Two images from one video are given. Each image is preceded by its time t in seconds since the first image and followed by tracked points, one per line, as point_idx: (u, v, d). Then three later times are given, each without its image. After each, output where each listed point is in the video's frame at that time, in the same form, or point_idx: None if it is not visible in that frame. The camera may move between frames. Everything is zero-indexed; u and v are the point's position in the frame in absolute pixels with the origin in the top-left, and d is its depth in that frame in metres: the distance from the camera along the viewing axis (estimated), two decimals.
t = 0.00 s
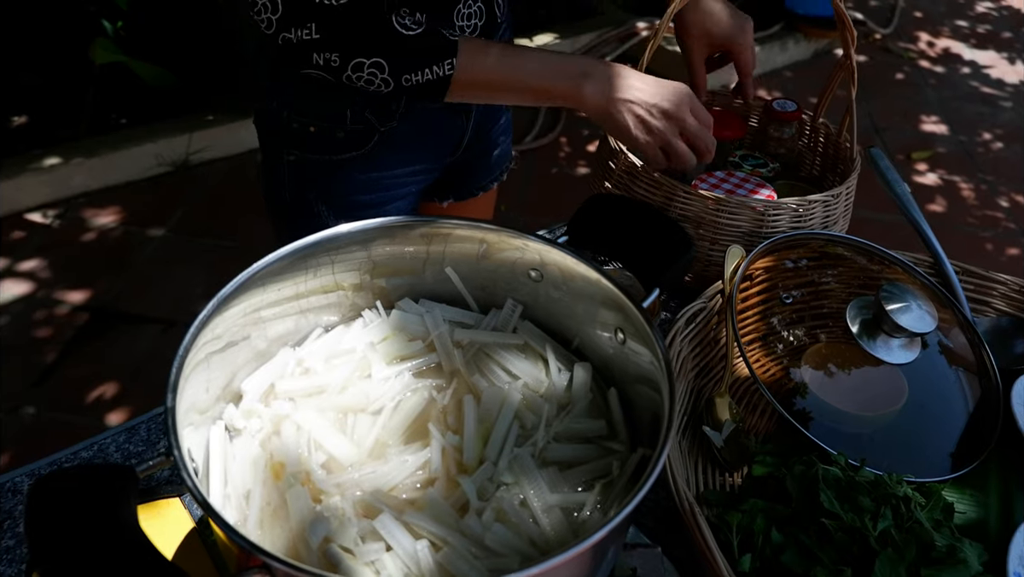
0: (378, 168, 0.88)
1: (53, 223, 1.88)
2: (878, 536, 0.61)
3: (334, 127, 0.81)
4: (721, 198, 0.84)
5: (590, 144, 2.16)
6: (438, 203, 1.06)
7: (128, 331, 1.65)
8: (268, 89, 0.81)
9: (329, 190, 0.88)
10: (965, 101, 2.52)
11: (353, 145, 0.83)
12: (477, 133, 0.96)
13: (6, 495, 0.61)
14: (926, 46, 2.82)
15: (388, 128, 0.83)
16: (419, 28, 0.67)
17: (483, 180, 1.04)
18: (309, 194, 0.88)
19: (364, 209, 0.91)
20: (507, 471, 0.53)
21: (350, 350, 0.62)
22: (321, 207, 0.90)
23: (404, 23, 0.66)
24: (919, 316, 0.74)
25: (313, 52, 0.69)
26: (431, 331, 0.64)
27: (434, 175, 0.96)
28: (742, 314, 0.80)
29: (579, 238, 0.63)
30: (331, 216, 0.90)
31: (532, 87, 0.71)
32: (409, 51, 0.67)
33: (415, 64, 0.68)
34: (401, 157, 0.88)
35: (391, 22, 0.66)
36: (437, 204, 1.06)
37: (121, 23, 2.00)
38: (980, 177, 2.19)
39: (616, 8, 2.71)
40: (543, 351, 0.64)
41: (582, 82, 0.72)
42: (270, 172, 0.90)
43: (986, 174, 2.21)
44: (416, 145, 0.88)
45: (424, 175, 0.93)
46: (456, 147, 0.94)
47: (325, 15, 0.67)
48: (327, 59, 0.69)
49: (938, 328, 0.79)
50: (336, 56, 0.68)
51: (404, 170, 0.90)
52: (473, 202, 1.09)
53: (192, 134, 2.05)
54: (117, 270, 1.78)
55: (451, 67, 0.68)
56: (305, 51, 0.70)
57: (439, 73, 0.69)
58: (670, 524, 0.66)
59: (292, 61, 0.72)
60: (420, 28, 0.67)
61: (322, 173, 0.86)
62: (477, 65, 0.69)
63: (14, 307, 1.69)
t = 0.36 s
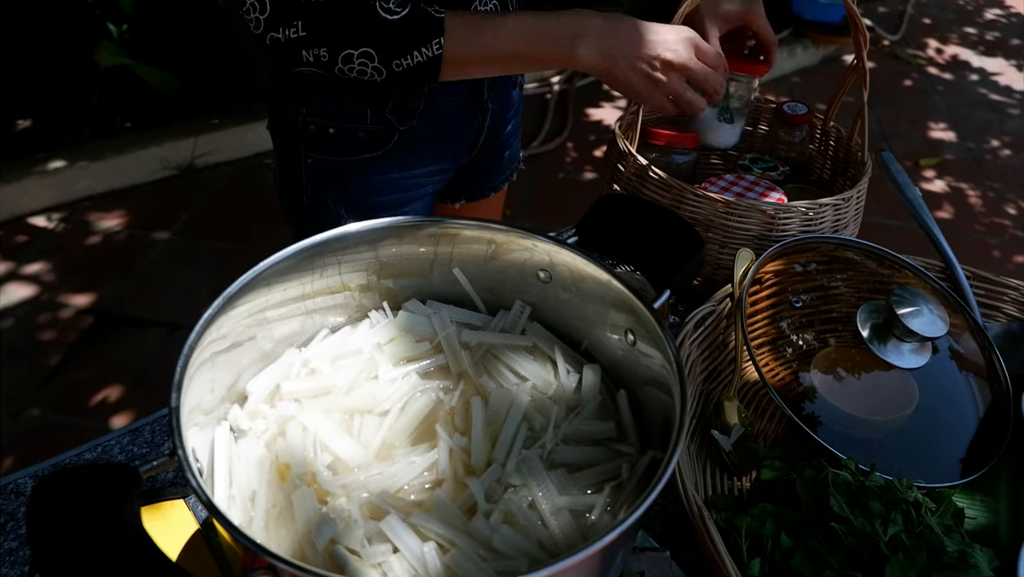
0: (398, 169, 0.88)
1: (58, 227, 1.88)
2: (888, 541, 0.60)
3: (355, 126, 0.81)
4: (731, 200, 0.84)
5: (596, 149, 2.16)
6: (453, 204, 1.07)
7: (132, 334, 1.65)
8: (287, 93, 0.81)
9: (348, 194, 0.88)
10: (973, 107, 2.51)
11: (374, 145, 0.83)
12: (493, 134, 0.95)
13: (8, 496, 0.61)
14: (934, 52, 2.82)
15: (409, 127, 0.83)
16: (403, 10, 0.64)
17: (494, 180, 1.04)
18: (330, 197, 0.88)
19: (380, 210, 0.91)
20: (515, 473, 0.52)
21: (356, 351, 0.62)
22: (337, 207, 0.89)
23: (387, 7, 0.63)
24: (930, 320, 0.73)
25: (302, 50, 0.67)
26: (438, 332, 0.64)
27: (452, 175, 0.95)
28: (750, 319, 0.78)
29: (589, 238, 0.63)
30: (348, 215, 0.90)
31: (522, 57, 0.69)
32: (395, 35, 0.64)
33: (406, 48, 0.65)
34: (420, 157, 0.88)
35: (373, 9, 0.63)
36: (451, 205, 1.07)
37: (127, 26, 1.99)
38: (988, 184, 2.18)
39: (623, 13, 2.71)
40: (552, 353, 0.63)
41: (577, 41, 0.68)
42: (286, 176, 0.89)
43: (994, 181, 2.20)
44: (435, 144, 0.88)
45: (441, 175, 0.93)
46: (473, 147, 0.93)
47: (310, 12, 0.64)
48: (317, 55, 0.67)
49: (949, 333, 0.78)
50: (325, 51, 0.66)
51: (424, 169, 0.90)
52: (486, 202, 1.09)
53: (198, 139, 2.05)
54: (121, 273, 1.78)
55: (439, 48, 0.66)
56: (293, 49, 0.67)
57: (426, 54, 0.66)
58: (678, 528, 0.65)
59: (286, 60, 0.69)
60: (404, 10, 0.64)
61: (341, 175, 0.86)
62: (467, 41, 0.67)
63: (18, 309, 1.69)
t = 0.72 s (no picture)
0: (410, 172, 0.88)
1: (59, 227, 1.88)
2: (887, 540, 0.60)
3: (366, 130, 0.82)
4: (732, 201, 0.84)
5: (598, 151, 2.16)
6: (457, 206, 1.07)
7: (133, 335, 1.65)
8: (297, 97, 0.81)
9: (359, 197, 0.88)
10: (974, 110, 2.51)
11: (386, 148, 0.84)
12: (499, 132, 0.95)
13: (8, 498, 0.61)
14: (936, 55, 2.82)
15: (420, 129, 0.84)
16: None
17: (498, 179, 1.04)
18: (342, 203, 0.88)
19: (393, 214, 0.91)
20: (516, 473, 0.52)
21: (357, 351, 0.62)
22: (348, 211, 0.89)
23: None
24: (929, 320, 0.73)
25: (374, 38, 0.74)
26: (439, 332, 0.64)
27: (460, 176, 0.95)
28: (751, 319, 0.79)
29: (589, 237, 0.63)
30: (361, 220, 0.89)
31: None
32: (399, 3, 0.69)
33: None
34: (430, 158, 0.88)
35: None
36: (455, 207, 1.07)
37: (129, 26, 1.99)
38: (988, 186, 2.18)
39: (625, 15, 2.71)
40: (553, 353, 0.64)
41: None
42: (295, 184, 0.89)
43: (994, 183, 2.20)
44: (445, 144, 0.88)
45: (450, 176, 0.93)
46: (480, 146, 0.93)
47: None
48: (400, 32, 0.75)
49: (948, 334, 0.78)
50: (406, 26, 0.75)
51: (434, 171, 0.90)
52: (490, 201, 1.09)
53: (200, 139, 2.05)
54: (122, 274, 1.78)
55: None
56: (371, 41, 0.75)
57: None
58: (678, 527, 0.65)
59: (366, 56, 0.76)
60: None
61: (354, 179, 0.86)
62: None
63: (19, 311, 1.69)
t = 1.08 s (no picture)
0: (403, 171, 0.89)
1: (64, 227, 1.90)
2: (883, 538, 0.60)
3: (356, 129, 0.82)
4: (729, 201, 0.84)
5: (600, 151, 2.16)
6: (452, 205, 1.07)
7: (137, 334, 1.66)
8: (289, 96, 0.81)
9: (349, 193, 0.88)
10: (976, 107, 2.51)
11: (375, 146, 0.85)
12: (490, 129, 0.96)
13: (15, 494, 0.62)
14: (937, 52, 2.82)
15: (410, 128, 0.85)
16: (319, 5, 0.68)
17: (492, 176, 1.04)
18: (334, 200, 0.89)
19: (383, 212, 0.92)
20: (513, 471, 0.53)
21: (357, 350, 0.63)
22: (340, 209, 0.90)
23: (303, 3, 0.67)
24: (927, 319, 0.73)
25: (220, 49, 0.69)
26: (438, 332, 0.65)
27: (451, 174, 0.96)
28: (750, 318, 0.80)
29: (586, 238, 0.64)
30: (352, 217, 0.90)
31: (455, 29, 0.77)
32: (311, 31, 0.68)
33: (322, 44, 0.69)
34: (420, 157, 0.89)
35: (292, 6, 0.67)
36: (451, 206, 1.08)
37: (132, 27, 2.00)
38: (991, 184, 2.18)
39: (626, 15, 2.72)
40: (550, 353, 0.64)
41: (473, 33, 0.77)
42: (289, 180, 0.90)
43: (997, 181, 2.20)
44: (434, 144, 0.89)
45: (441, 174, 0.93)
46: (472, 146, 0.93)
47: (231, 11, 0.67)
48: (241, 53, 0.69)
49: (946, 332, 0.79)
50: (246, 50, 0.69)
51: (424, 169, 0.91)
52: (485, 201, 1.09)
53: (204, 139, 2.06)
54: (127, 274, 1.79)
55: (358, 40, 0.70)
56: (210, 49, 0.69)
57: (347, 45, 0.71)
58: (676, 525, 0.66)
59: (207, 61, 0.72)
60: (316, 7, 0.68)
61: (345, 176, 0.87)
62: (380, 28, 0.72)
63: (26, 309, 1.71)
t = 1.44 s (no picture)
0: (388, 168, 0.89)
1: (65, 227, 1.90)
2: (883, 537, 0.60)
3: (343, 125, 0.82)
4: (729, 202, 0.85)
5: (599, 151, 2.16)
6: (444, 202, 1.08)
7: (138, 334, 1.66)
8: (278, 92, 0.83)
9: (337, 190, 0.89)
10: (975, 108, 2.51)
11: (363, 143, 0.84)
12: (480, 125, 0.96)
13: (17, 493, 0.62)
14: (936, 54, 2.82)
15: (397, 125, 0.84)
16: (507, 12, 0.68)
17: (482, 177, 1.05)
18: (321, 195, 0.90)
19: (373, 208, 0.92)
20: (514, 470, 0.54)
21: (358, 350, 0.63)
22: (327, 204, 0.90)
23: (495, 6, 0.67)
24: (926, 319, 0.73)
25: (405, 38, 0.67)
26: (439, 331, 0.65)
27: (439, 172, 0.96)
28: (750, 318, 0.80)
29: (586, 239, 0.64)
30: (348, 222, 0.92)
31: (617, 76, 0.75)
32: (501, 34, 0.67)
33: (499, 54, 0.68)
34: (409, 155, 0.89)
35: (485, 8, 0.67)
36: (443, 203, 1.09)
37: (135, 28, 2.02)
38: (990, 185, 2.18)
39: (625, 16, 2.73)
40: (550, 352, 0.65)
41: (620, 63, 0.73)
42: (286, 180, 0.91)
43: (997, 181, 2.20)
44: (423, 143, 0.88)
45: (428, 172, 0.94)
46: (459, 144, 0.93)
47: None
48: (417, 45, 0.68)
49: (945, 333, 0.79)
50: (431, 41, 0.67)
51: (411, 167, 0.91)
52: (475, 200, 1.10)
53: (206, 139, 2.07)
54: (128, 274, 1.80)
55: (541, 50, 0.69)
56: (395, 38, 0.67)
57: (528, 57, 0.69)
58: (675, 526, 0.66)
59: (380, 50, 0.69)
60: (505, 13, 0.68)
61: (335, 172, 0.87)
62: (560, 53, 0.71)
63: (28, 309, 1.71)
